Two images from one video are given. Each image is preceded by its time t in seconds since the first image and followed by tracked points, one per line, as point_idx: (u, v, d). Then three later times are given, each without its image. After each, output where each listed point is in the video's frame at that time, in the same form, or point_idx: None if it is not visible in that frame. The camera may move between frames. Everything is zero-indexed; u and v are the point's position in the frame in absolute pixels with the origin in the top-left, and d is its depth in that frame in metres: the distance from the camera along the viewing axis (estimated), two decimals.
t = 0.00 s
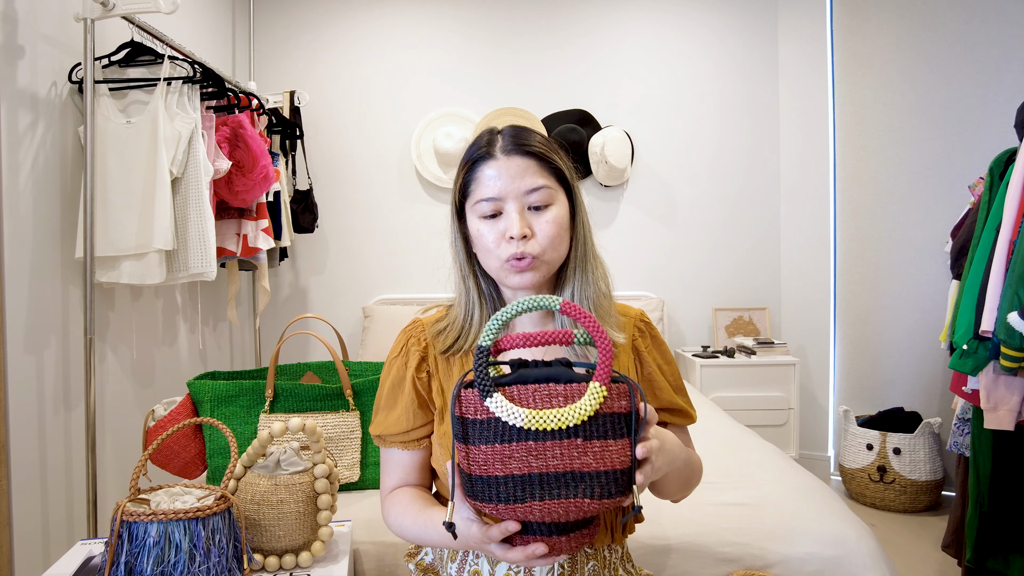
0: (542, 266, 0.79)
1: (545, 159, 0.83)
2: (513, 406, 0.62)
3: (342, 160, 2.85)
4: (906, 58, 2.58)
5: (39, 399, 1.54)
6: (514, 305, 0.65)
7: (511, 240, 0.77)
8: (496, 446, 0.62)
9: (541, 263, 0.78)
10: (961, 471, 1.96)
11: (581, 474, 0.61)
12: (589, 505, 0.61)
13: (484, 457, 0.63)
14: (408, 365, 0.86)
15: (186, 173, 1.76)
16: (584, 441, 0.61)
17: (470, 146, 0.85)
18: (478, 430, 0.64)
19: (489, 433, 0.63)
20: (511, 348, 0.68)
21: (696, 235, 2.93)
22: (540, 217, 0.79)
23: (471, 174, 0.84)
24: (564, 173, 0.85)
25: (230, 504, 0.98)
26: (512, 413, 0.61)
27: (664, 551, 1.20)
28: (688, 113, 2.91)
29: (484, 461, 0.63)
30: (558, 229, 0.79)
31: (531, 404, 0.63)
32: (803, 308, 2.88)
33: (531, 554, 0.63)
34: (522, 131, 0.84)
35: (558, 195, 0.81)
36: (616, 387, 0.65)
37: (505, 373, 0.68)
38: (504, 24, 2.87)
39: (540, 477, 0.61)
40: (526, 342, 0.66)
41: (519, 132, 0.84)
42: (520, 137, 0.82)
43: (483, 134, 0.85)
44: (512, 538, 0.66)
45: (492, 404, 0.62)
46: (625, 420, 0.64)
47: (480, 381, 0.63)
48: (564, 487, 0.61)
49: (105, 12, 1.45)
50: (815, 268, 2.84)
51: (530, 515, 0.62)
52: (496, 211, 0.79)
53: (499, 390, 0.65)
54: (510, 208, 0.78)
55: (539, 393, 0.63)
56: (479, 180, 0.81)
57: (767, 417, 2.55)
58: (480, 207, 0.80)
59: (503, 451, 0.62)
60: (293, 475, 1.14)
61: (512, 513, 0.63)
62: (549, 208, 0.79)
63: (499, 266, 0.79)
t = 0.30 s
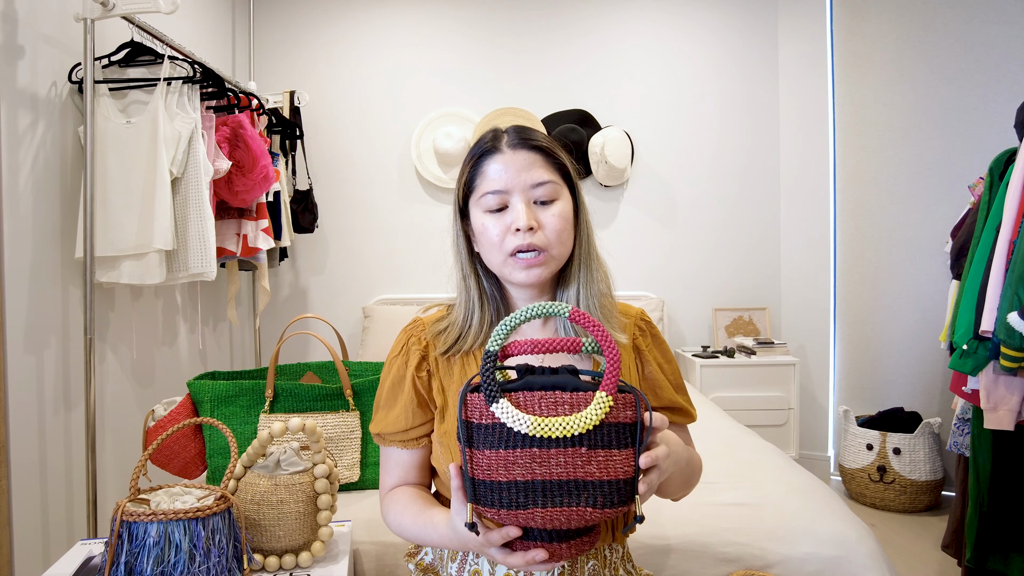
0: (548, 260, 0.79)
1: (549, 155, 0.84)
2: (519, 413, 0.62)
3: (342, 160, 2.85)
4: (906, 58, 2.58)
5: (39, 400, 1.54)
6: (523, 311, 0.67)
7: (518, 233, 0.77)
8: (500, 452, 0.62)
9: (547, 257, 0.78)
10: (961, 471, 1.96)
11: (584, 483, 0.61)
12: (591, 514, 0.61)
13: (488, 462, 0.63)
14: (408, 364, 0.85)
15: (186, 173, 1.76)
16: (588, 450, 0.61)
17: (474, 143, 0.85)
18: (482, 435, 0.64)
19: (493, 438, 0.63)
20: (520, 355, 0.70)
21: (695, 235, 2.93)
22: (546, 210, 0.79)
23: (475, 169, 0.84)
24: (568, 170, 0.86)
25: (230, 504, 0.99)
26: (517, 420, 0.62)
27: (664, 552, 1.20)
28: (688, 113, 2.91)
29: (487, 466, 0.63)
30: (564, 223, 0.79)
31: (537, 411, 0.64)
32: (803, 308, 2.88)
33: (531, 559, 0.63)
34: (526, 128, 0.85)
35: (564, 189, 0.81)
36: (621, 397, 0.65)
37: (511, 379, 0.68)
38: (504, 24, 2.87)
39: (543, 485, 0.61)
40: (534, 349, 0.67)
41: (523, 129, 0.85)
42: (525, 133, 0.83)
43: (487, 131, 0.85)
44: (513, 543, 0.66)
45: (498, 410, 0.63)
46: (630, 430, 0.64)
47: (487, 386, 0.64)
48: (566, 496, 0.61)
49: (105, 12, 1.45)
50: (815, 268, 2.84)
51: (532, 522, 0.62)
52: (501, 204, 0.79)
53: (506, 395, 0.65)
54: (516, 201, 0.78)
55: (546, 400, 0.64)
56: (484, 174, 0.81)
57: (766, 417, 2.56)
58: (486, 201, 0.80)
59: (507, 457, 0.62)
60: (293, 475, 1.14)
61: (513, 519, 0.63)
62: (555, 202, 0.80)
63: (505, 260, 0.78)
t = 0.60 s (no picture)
0: (548, 257, 0.79)
1: (554, 155, 0.84)
2: (514, 405, 0.62)
3: (342, 160, 2.85)
4: (905, 58, 2.58)
5: (39, 400, 1.54)
6: (511, 303, 0.66)
7: (519, 228, 0.77)
8: (498, 445, 0.62)
9: (547, 254, 0.78)
10: (961, 471, 1.96)
11: (584, 471, 0.62)
12: (592, 501, 0.62)
13: (486, 457, 0.63)
14: (408, 360, 0.85)
15: (186, 173, 1.76)
16: (586, 438, 0.62)
17: (481, 138, 0.85)
18: (479, 430, 0.64)
19: (490, 433, 0.63)
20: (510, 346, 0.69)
21: (695, 235, 2.93)
22: (549, 208, 0.79)
23: (480, 164, 0.84)
24: (572, 170, 0.86)
25: (230, 504, 0.98)
26: (513, 412, 0.61)
27: (664, 552, 1.20)
28: (688, 113, 2.91)
29: (486, 461, 0.63)
30: (565, 221, 0.79)
31: (532, 403, 0.63)
32: (803, 308, 2.88)
33: (534, 551, 0.64)
34: (533, 126, 0.85)
35: (567, 188, 0.81)
36: (616, 383, 0.65)
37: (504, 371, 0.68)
38: (504, 24, 2.87)
39: (543, 476, 0.61)
40: (524, 340, 0.67)
41: (529, 127, 0.85)
42: (531, 130, 0.83)
43: (494, 127, 0.86)
44: (515, 536, 0.66)
45: (493, 404, 0.62)
46: (626, 415, 0.64)
47: (481, 380, 0.64)
48: (567, 485, 0.61)
49: (105, 12, 1.45)
50: (815, 268, 2.84)
51: (534, 513, 0.62)
52: (505, 200, 0.79)
53: (500, 388, 0.65)
54: (520, 197, 0.79)
55: (540, 391, 0.64)
56: (489, 170, 0.82)
57: (767, 417, 2.55)
58: (489, 195, 0.80)
59: (505, 451, 0.62)
60: (293, 475, 1.14)
61: (515, 512, 0.63)
62: (558, 200, 0.80)
63: (506, 255, 0.78)
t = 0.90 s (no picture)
0: (543, 261, 0.79)
1: (561, 159, 0.83)
2: (521, 405, 0.62)
3: (342, 160, 2.85)
4: (905, 58, 2.58)
5: (39, 400, 1.54)
6: (505, 303, 0.66)
7: (516, 230, 0.77)
8: (510, 447, 0.62)
9: (542, 258, 0.78)
10: (961, 471, 1.96)
11: (597, 460, 0.62)
12: (608, 489, 0.62)
13: (499, 461, 0.63)
14: (408, 361, 0.85)
15: (186, 173, 1.76)
16: (594, 429, 0.62)
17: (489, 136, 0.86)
18: (489, 435, 0.64)
19: (500, 436, 0.63)
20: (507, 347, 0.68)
21: (695, 235, 2.93)
22: (549, 211, 0.79)
23: (486, 163, 0.84)
24: (577, 176, 0.85)
25: (230, 504, 0.98)
26: (521, 413, 0.61)
27: (664, 551, 1.20)
28: (688, 113, 2.91)
29: (499, 465, 0.63)
30: (564, 226, 0.79)
31: (538, 401, 0.63)
32: (803, 308, 2.88)
33: (556, 545, 0.63)
34: (542, 128, 0.85)
35: (569, 194, 0.81)
36: (616, 370, 0.66)
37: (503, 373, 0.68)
38: (504, 24, 2.87)
39: (558, 471, 0.61)
40: (523, 340, 0.66)
41: (538, 129, 0.85)
42: (539, 133, 0.83)
43: (503, 127, 0.86)
44: (533, 534, 0.65)
45: (501, 407, 0.62)
46: (628, 401, 0.65)
47: (485, 385, 0.63)
48: (582, 477, 0.62)
49: (105, 12, 1.45)
50: (815, 268, 2.85)
51: (553, 510, 0.62)
52: (506, 201, 0.80)
53: (504, 391, 0.65)
54: (520, 200, 0.79)
55: (545, 388, 0.64)
56: (494, 170, 0.82)
57: (767, 417, 2.55)
58: (491, 195, 0.80)
59: (517, 452, 0.62)
60: (293, 475, 1.14)
61: (534, 511, 0.62)
62: (558, 205, 0.80)
63: (501, 255, 0.79)
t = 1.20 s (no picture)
0: (535, 259, 0.79)
1: (554, 158, 0.83)
2: (515, 405, 0.62)
3: (342, 159, 2.85)
4: (905, 58, 2.58)
5: (39, 400, 1.54)
6: (498, 305, 0.67)
7: (506, 228, 0.77)
8: (504, 447, 0.62)
9: (533, 255, 0.78)
10: (961, 471, 1.96)
11: (591, 459, 0.62)
12: (604, 488, 0.62)
13: (493, 460, 0.63)
14: (407, 363, 0.85)
15: (186, 173, 1.76)
16: (589, 428, 0.62)
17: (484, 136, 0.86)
18: (483, 434, 0.64)
19: (495, 435, 0.63)
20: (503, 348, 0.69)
21: (695, 235, 2.93)
22: (539, 210, 0.79)
23: (480, 163, 0.85)
24: (571, 175, 0.84)
25: (230, 504, 0.98)
26: (515, 412, 0.61)
27: (664, 551, 1.20)
28: (688, 113, 2.91)
29: (494, 464, 0.63)
30: (555, 224, 0.78)
31: (532, 401, 0.63)
32: (803, 308, 2.87)
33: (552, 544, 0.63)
34: (536, 127, 0.84)
35: (560, 192, 0.81)
36: (611, 368, 0.66)
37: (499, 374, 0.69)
38: (504, 24, 2.87)
39: (553, 470, 0.61)
40: (516, 340, 0.67)
41: (532, 127, 0.84)
42: (531, 132, 0.83)
43: (497, 126, 0.86)
44: (530, 533, 0.65)
45: (495, 407, 0.62)
46: (623, 400, 0.65)
47: (479, 385, 0.64)
48: (577, 476, 0.61)
49: (105, 12, 1.45)
50: (815, 268, 2.84)
51: (548, 509, 0.62)
52: (498, 200, 0.80)
53: (499, 391, 0.65)
54: (511, 198, 0.79)
55: (539, 388, 0.64)
56: (487, 169, 0.82)
57: (767, 417, 2.55)
58: (482, 194, 0.81)
59: (512, 451, 0.62)
60: (293, 475, 1.14)
61: (529, 510, 0.63)
62: (550, 203, 0.79)
63: (493, 253, 0.79)
